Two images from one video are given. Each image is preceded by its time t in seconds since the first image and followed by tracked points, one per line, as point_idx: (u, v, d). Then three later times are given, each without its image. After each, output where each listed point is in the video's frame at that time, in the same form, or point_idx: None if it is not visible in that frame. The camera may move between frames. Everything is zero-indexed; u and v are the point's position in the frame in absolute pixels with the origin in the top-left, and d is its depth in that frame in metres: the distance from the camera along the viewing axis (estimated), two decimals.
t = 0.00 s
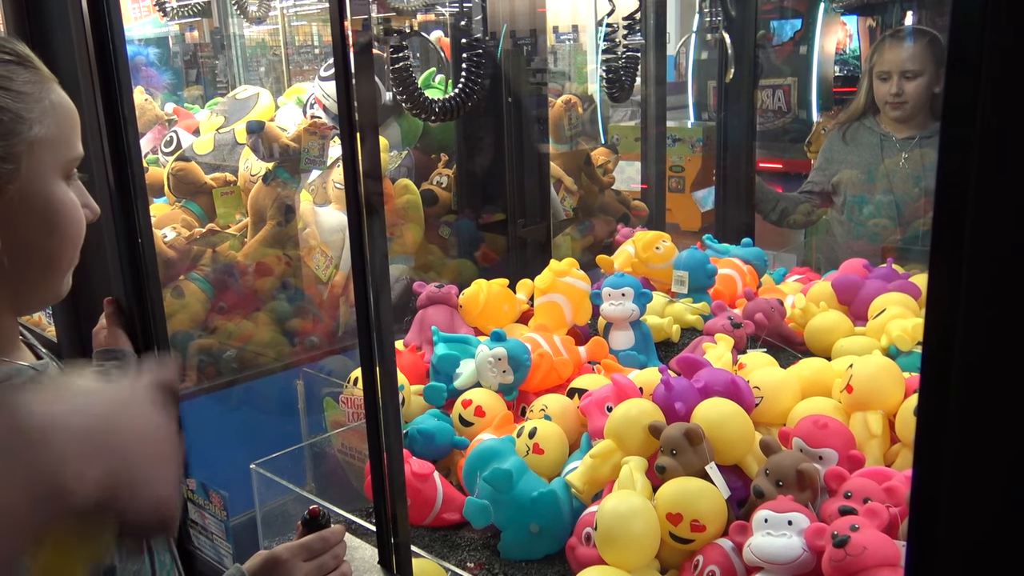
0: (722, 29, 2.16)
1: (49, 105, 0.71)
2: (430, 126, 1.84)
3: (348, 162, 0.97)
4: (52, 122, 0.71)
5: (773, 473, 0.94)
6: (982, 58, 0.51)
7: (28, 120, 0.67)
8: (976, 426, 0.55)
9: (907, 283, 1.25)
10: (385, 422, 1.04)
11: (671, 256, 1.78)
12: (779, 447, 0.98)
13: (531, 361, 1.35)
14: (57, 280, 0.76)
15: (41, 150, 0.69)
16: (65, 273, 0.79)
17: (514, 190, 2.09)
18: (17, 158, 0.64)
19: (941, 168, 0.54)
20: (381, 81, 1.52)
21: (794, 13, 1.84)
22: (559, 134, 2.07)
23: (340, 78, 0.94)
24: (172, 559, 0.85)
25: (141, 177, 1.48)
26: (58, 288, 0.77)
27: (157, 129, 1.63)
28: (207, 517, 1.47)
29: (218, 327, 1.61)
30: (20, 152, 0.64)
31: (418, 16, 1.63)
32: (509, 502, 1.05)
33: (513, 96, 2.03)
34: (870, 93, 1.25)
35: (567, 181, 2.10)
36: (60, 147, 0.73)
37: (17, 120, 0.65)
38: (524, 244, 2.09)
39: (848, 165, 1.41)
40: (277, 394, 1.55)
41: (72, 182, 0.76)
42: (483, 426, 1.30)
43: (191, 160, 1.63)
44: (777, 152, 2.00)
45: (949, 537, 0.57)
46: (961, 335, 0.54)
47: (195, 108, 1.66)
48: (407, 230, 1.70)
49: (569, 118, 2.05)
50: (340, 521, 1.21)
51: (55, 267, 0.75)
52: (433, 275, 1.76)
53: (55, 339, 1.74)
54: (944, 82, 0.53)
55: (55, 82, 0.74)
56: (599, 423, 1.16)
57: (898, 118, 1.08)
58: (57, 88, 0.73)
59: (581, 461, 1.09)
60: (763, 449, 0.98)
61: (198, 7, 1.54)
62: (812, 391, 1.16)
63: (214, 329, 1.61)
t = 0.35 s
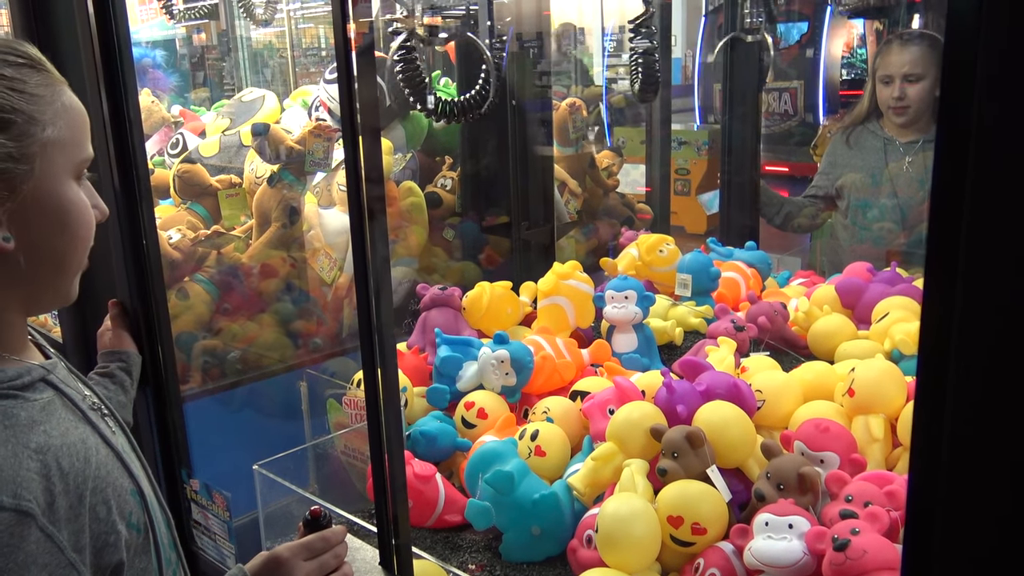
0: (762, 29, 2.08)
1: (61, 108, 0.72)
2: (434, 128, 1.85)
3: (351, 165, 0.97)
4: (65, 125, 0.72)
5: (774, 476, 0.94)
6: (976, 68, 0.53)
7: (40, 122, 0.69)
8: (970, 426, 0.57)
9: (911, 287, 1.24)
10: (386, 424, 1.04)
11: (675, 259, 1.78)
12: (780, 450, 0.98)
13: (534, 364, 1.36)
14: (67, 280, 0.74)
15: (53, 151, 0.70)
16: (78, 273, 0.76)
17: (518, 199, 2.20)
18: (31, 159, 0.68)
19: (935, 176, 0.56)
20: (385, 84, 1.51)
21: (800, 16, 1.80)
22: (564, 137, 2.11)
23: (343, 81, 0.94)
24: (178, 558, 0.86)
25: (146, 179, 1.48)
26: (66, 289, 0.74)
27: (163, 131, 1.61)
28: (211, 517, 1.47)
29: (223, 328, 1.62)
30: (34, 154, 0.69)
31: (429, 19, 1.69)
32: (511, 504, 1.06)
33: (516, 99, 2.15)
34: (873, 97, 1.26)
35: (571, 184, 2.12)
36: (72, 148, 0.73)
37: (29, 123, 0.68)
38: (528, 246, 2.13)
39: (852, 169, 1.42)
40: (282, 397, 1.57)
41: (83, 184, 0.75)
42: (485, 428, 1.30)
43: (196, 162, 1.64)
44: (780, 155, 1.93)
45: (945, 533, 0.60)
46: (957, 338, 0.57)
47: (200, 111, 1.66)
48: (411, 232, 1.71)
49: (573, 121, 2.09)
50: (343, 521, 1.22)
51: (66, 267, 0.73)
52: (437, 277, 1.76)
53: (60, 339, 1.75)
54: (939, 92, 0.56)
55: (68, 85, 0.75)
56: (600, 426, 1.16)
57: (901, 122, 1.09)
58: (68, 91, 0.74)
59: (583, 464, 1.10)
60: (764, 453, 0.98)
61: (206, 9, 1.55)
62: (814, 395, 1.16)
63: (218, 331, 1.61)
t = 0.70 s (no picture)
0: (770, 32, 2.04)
1: (67, 108, 0.72)
2: (436, 131, 1.86)
3: (351, 168, 0.98)
4: (71, 125, 0.72)
5: (772, 480, 0.94)
6: (969, 74, 0.54)
7: (45, 123, 0.70)
8: (966, 435, 0.58)
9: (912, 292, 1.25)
10: (384, 427, 1.04)
11: (676, 263, 1.79)
12: (778, 455, 0.98)
13: (534, 368, 1.36)
14: (75, 279, 0.74)
15: (58, 151, 0.71)
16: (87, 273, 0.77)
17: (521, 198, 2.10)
18: (35, 160, 0.69)
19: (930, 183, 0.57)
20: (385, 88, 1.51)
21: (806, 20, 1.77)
22: (565, 140, 2.07)
23: (343, 85, 0.95)
24: (180, 558, 0.86)
25: (147, 182, 1.48)
26: (78, 285, 0.74)
27: (167, 133, 1.63)
28: (210, 519, 1.47)
29: (224, 330, 1.63)
30: (38, 154, 0.69)
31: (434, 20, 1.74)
32: (509, 508, 1.06)
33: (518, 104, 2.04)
34: (873, 102, 1.26)
35: (574, 188, 2.09)
36: (78, 149, 0.73)
37: (34, 123, 0.69)
38: (530, 250, 2.09)
39: (852, 174, 1.42)
40: (282, 399, 1.57)
41: (90, 184, 0.76)
42: (485, 431, 1.31)
43: (198, 164, 1.65)
44: (783, 159, 1.94)
45: (942, 541, 0.60)
46: (952, 346, 0.57)
47: (203, 112, 1.66)
48: (413, 235, 1.71)
49: (574, 125, 2.06)
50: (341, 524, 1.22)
51: (73, 266, 0.73)
52: (438, 280, 1.77)
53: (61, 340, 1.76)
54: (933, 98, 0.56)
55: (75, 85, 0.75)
56: (599, 429, 1.16)
57: (902, 127, 1.09)
58: (76, 91, 0.74)
59: (582, 467, 1.10)
60: (763, 457, 0.98)
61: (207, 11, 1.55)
62: (813, 400, 1.16)
63: (219, 332, 1.62)
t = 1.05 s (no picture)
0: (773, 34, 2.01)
1: (64, 105, 0.72)
2: (434, 133, 1.86)
3: (347, 169, 0.98)
4: (68, 122, 0.72)
5: (769, 481, 0.94)
6: (964, 73, 0.54)
7: (40, 121, 0.70)
8: (961, 435, 0.58)
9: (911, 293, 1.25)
10: (380, 428, 1.04)
11: (675, 264, 1.80)
12: (776, 456, 0.98)
13: (531, 369, 1.36)
14: (68, 277, 0.73)
15: (53, 149, 0.71)
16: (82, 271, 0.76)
17: (518, 198, 2.15)
18: (26, 157, 0.69)
19: (924, 180, 0.57)
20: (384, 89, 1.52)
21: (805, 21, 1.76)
22: (565, 140, 2.08)
23: (339, 85, 0.95)
24: (174, 559, 0.86)
25: (144, 183, 1.48)
26: (71, 286, 0.74)
27: (167, 133, 1.64)
28: (206, 519, 1.49)
29: (221, 331, 1.62)
30: (30, 152, 0.69)
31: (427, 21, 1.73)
32: (506, 509, 1.06)
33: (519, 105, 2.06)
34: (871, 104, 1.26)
35: (572, 188, 2.13)
36: (74, 147, 0.73)
37: (28, 121, 0.69)
38: (529, 252, 2.12)
39: (850, 176, 1.43)
40: (279, 399, 1.57)
41: (85, 183, 0.76)
42: (482, 432, 1.30)
43: (197, 165, 1.67)
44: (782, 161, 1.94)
45: (937, 539, 0.60)
46: (947, 346, 0.57)
47: (202, 113, 1.67)
48: (412, 236, 1.72)
49: (574, 127, 2.06)
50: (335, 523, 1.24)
51: (66, 264, 0.73)
52: (436, 281, 1.77)
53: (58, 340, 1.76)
54: (927, 97, 0.56)
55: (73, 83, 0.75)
56: (597, 430, 1.16)
57: (900, 128, 1.10)
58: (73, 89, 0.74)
59: (579, 468, 1.10)
60: (760, 458, 0.98)
61: (203, 13, 1.54)
62: (811, 401, 1.16)
63: (217, 333, 1.61)
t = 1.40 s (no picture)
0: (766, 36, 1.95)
1: (60, 107, 0.71)
2: (430, 134, 1.86)
3: (342, 171, 0.97)
4: (64, 124, 0.72)
5: (766, 483, 0.94)
6: (958, 76, 0.54)
7: (35, 123, 0.69)
8: (960, 434, 0.57)
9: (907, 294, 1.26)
10: (376, 431, 1.04)
11: (670, 265, 1.79)
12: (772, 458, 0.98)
13: (527, 371, 1.36)
14: (66, 279, 0.73)
15: (48, 150, 0.70)
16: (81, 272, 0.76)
17: (515, 198, 2.07)
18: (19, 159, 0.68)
19: (918, 180, 0.57)
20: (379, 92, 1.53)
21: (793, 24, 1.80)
22: (560, 142, 2.04)
23: (333, 86, 0.94)
24: (173, 562, 0.85)
25: (139, 187, 1.48)
26: (72, 285, 0.74)
27: (161, 136, 1.65)
28: (202, 523, 1.47)
29: (217, 333, 1.62)
30: (23, 154, 0.69)
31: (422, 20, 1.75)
32: (503, 512, 1.05)
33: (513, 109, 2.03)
34: (865, 104, 1.27)
35: (568, 190, 2.07)
36: (71, 149, 0.72)
37: (22, 123, 0.68)
38: (524, 253, 2.07)
39: (844, 177, 1.43)
40: (275, 403, 1.56)
41: (84, 185, 0.75)
42: (479, 434, 1.30)
43: (191, 168, 1.65)
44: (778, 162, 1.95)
45: (942, 540, 0.60)
46: (941, 347, 0.57)
47: (198, 115, 1.68)
48: (407, 238, 1.72)
49: (569, 127, 2.02)
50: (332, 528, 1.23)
51: (64, 266, 0.72)
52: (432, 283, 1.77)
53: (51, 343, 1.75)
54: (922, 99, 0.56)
55: (70, 84, 0.75)
56: (593, 432, 1.16)
57: (894, 129, 1.10)
58: (70, 90, 0.74)
59: (575, 470, 1.10)
60: (756, 459, 0.98)
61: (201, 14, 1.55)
62: (807, 402, 1.16)
63: (212, 336, 1.61)
